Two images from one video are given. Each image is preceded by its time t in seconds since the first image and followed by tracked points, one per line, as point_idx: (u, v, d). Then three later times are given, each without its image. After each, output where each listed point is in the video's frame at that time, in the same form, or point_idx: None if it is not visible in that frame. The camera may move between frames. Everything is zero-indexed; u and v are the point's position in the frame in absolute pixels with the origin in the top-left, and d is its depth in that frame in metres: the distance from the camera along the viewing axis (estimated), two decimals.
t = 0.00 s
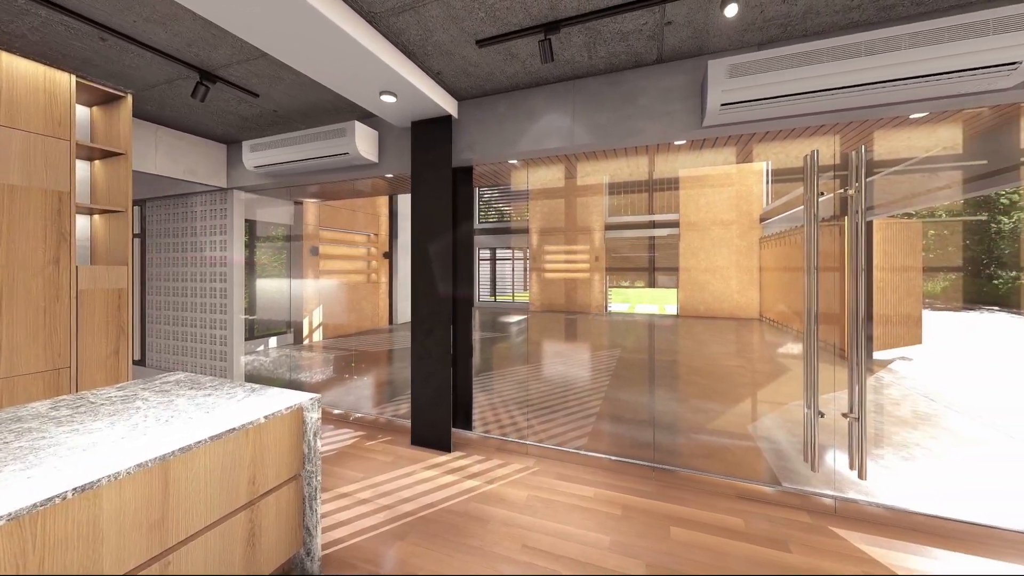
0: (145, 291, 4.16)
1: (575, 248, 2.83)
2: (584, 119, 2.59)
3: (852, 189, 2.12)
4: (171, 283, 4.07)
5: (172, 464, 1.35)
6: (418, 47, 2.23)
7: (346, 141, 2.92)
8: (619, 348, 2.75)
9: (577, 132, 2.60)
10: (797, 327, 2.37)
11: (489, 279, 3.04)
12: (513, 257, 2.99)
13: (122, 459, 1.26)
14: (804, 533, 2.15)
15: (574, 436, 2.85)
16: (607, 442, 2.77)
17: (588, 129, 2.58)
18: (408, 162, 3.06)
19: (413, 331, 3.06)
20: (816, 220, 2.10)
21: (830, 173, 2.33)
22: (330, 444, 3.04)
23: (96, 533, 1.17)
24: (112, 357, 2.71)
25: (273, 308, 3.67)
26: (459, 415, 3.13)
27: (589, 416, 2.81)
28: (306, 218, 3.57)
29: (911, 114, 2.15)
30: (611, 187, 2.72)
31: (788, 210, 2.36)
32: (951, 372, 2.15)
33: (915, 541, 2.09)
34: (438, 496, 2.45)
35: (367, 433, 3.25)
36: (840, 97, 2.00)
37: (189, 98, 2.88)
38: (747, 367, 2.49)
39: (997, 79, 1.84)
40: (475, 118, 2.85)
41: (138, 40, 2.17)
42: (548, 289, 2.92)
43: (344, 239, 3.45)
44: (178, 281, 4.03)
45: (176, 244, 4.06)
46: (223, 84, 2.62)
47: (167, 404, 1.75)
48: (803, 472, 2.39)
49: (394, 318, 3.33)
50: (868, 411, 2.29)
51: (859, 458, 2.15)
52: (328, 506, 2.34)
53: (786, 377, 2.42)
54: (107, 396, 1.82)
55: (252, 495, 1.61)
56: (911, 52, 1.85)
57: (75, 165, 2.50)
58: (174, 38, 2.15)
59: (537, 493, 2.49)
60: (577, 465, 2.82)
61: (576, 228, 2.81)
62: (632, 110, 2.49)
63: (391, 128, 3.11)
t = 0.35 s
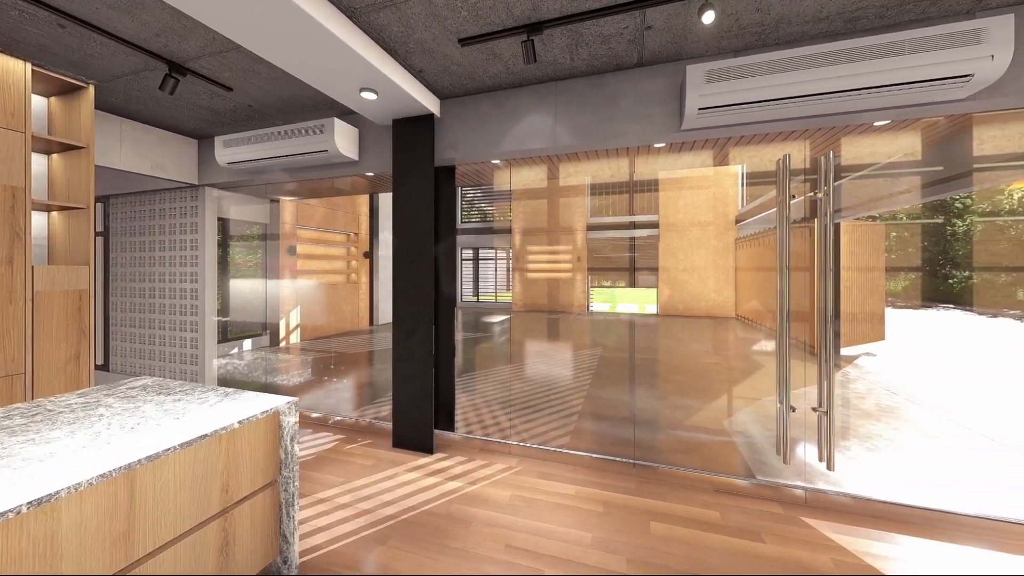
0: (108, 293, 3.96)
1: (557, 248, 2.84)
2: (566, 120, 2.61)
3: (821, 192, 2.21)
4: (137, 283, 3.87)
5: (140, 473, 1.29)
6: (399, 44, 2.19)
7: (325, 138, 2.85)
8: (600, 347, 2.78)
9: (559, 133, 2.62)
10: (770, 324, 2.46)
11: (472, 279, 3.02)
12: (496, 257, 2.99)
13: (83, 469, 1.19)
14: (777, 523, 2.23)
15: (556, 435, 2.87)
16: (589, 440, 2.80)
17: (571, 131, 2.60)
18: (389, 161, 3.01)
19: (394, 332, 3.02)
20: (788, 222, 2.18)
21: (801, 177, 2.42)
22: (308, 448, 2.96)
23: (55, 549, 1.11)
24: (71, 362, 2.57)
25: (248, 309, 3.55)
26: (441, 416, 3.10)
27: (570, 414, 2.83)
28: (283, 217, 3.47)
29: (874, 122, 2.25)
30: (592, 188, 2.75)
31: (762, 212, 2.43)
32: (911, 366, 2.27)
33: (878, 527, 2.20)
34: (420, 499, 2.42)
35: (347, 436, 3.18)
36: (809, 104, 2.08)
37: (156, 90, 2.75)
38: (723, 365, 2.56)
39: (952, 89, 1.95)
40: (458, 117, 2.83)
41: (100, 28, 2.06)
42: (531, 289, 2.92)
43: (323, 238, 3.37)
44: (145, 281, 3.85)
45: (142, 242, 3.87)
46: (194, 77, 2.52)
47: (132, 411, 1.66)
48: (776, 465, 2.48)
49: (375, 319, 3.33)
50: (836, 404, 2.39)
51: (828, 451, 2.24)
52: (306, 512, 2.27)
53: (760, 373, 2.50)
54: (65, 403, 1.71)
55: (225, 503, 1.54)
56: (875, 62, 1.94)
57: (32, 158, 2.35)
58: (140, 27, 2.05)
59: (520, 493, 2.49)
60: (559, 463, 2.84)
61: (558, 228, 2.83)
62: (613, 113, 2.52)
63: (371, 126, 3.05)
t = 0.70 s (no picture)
0: (67, 294, 3.74)
1: (539, 248, 2.85)
2: (548, 121, 2.62)
3: (793, 195, 2.30)
4: (99, 284, 3.68)
5: (102, 483, 1.21)
6: (380, 40, 2.16)
7: (303, 135, 2.78)
8: (582, 346, 2.81)
9: (542, 134, 2.62)
10: (744, 322, 2.53)
11: (455, 279, 3.00)
12: (478, 257, 2.97)
13: (40, 481, 1.12)
14: (752, 515, 2.30)
15: (539, 435, 2.88)
16: (571, 438, 2.83)
17: (553, 132, 2.61)
18: (369, 159, 2.95)
19: (374, 333, 2.96)
20: (762, 224, 2.25)
21: (774, 180, 2.51)
22: (284, 453, 2.88)
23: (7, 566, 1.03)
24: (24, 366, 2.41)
25: (221, 311, 3.43)
26: (423, 418, 3.07)
27: (553, 413, 2.85)
28: (258, 215, 3.36)
29: (841, 128, 2.35)
30: (575, 189, 2.77)
31: (738, 213, 2.51)
32: (874, 361, 2.39)
33: (845, 516, 2.31)
34: (402, 502, 2.39)
35: (326, 440, 3.10)
36: (783, 109, 2.15)
37: (120, 81, 2.61)
38: (701, 362, 2.63)
39: (912, 99, 2.05)
40: (440, 116, 2.80)
41: (58, 14, 1.94)
42: (513, 288, 2.93)
43: (300, 238, 3.28)
44: (108, 282, 3.66)
45: (105, 241, 3.68)
46: (161, 68, 2.40)
47: (94, 418, 1.57)
48: (750, 459, 2.56)
49: (356, 321, 3.21)
50: (806, 399, 2.49)
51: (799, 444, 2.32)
52: (283, 519, 2.21)
53: (736, 370, 2.57)
54: (19, 412, 1.61)
55: (196, 512, 1.45)
56: (844, 71, 2.03)
57: None
58: (102, 14, 1.94)
59: (503, 493, 2.49)
60: (542, 462, 2.85)
61: (541, 228, 2.84)
62: (595, 115, 2.55)
63: (350, 123, 2.99)
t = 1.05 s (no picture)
0: (22, 295, 3.52)
1: (522, 248, 2.86)
2: (531, 122, 2.62)
3: (767, 198, 2.38)
4: (58, 285, 3.47)
5: (60, 496, 1.13)
6: (360, 36, 2.11)
7: (280, 131, 2.69)
8: (565, 345, 2.82)
9: (524, 134, 2.62)
10: (722, 321, 2.60)
11: (437, 280, 2.97)
12: (460, 257, 2.95)
13: None
14: (727, 508, 2.37)
15: (521, 434, 2.88)
16: (554, 437, 2.84)
17: (536, 133, 2.61)
18: (349, 157, 2.89)
19: (354, 334, 2.90)
20: (737, 225, 2.32)
21: (748, 183, 2.59)
22: (260, 459, 2.79)
23: None
24: None
25: (192, 313, 3.29)
26: (405, 420, 3.03)
27: (536, 413, 2.86)
28: (231, 213, 3.25)
29: (812, 134, 2.44)
30: (558, 189, 2.79)
31: (715, 215, 2.58)
32: (841, 358, 2.50)
33: (815, 505, 2.40)
34: (383, 505, 2.35)
35: (303, 445, 3.02)
36: (759, 113, 2.22)
37: (80, 70, 2.47)
38: (680, 360, 2.69)
39: (876, 107, 2.14)
40: (421, 115, 2.77)
41: None
42: (496, 288, 2.92)
43: (276, 237, 3.19)
44: (68, 283, 3.46)
45: (64, 240, 3.47)
46: (127, 59, 2.29)
47: (51, 428, 1.47)
48: (727, 454, 2.63)
49: (335, 322, 3.12)
50: (779, 394, 2.58)
51: (773, 438, 2.41)
52: (258, 526, 2.14)
53: (713, 367, 2.64)
54: None
55: (164, 524, 1.35)
56: (814, 79, 2.10)
57: None
58: None
59: (486, 493, 2.48)
60: (524, 462, 2.85)
61: (523, 228, 2.85)
62: (577, 116, 2.56)
63: (329, 120, 2.92)
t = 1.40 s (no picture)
0: None
1: (505, 248, 2.85)
2: (513, 122, 2.62)
3: (742, 200, 2.45)
4: (11, 286, 3.26)
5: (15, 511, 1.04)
6: (340, 31, 2.06)
7: (254, 126, 2.60)
8: (547, 345, 2.84)
9: (507, 134, 2.62)
10: (700, 320, 2.66)
11: (419, 280, 2.94)
12: (443, 257, 2.92)
13: None
14: (705, 502, 2.43)
15: (504, 434, 2.88)
16: (536, 437, 2.85)
17: (518, 133, 2.61)
18: (327, 154, 2.82)
19: (333, 335, 2.83)
20: (715, 227, 2.38)
21: (725, 185, 2.65)
22: (234, 466, 2.69)
23: None
24: None
25: (160, 315, 3.15)
26: (385, 421, 2.99)
27: (518, 413, 2.87)
28: (203, 211, 3.12)
29: (784, 139, 2.52)
30: (540, 190, 2.80)
31: (693, 216, 2.64)
32: (811, 354, 2.60)
33: (787, 497, 2.49)
34: (364, 509, 2.31)
35: (280, 450, 2.94)
36: (735, 118, 2.28)
37: (36, 58, 2.32)
38: (660, 359, 2.74)
39: (843, 114, 2.24)
40: (402, 113, 2.73)
41: None
42: (478, 288, 2.91)
43: (251, 236, 3.09)
44: (23, 284, 3.25)
45: (18, 238, 3.26)
46: (89, 47, 2.16)
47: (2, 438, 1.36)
48: (704, 449, 2.70)
49: (313, 322, 3.06)
50: (754, 390, 2.67)
51: (748, 433, 2.48)
52: (232, 535, 2.06)
53: (691, 365, 2.70)
54: None
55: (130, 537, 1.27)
56: (787, 86, 2.17)
57: None
58: None
59: (468, 494, 2.47)
60: (507, 462, 2.85)
61: (506, 228, 2.84)
62: (559, 117, 2.58)
63: (306, 116, 2.84)
